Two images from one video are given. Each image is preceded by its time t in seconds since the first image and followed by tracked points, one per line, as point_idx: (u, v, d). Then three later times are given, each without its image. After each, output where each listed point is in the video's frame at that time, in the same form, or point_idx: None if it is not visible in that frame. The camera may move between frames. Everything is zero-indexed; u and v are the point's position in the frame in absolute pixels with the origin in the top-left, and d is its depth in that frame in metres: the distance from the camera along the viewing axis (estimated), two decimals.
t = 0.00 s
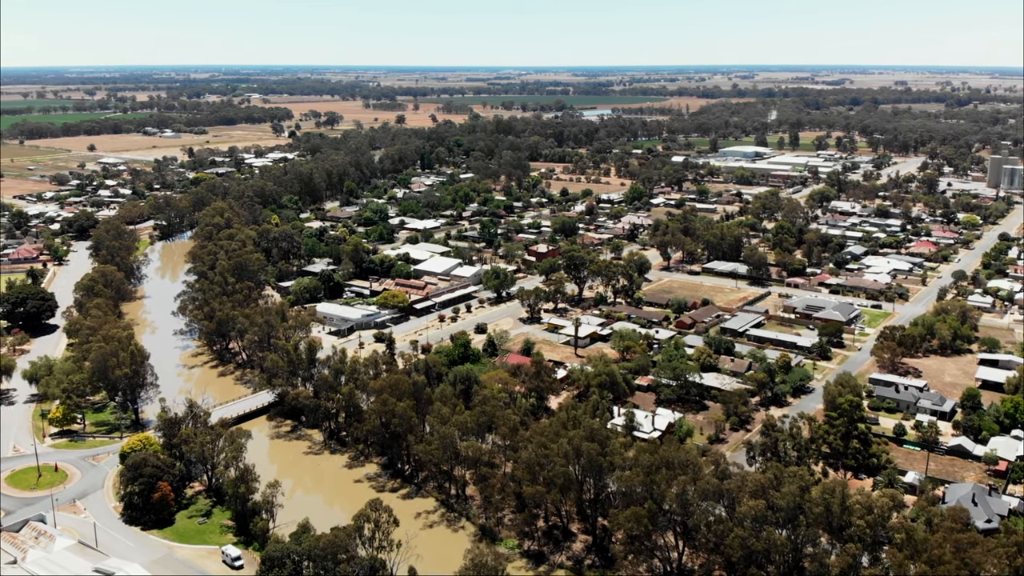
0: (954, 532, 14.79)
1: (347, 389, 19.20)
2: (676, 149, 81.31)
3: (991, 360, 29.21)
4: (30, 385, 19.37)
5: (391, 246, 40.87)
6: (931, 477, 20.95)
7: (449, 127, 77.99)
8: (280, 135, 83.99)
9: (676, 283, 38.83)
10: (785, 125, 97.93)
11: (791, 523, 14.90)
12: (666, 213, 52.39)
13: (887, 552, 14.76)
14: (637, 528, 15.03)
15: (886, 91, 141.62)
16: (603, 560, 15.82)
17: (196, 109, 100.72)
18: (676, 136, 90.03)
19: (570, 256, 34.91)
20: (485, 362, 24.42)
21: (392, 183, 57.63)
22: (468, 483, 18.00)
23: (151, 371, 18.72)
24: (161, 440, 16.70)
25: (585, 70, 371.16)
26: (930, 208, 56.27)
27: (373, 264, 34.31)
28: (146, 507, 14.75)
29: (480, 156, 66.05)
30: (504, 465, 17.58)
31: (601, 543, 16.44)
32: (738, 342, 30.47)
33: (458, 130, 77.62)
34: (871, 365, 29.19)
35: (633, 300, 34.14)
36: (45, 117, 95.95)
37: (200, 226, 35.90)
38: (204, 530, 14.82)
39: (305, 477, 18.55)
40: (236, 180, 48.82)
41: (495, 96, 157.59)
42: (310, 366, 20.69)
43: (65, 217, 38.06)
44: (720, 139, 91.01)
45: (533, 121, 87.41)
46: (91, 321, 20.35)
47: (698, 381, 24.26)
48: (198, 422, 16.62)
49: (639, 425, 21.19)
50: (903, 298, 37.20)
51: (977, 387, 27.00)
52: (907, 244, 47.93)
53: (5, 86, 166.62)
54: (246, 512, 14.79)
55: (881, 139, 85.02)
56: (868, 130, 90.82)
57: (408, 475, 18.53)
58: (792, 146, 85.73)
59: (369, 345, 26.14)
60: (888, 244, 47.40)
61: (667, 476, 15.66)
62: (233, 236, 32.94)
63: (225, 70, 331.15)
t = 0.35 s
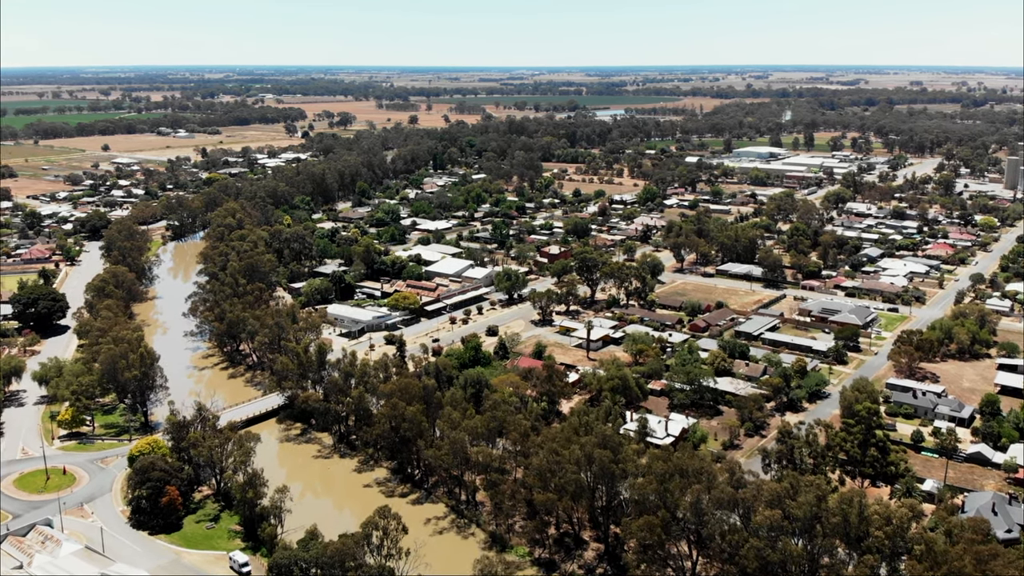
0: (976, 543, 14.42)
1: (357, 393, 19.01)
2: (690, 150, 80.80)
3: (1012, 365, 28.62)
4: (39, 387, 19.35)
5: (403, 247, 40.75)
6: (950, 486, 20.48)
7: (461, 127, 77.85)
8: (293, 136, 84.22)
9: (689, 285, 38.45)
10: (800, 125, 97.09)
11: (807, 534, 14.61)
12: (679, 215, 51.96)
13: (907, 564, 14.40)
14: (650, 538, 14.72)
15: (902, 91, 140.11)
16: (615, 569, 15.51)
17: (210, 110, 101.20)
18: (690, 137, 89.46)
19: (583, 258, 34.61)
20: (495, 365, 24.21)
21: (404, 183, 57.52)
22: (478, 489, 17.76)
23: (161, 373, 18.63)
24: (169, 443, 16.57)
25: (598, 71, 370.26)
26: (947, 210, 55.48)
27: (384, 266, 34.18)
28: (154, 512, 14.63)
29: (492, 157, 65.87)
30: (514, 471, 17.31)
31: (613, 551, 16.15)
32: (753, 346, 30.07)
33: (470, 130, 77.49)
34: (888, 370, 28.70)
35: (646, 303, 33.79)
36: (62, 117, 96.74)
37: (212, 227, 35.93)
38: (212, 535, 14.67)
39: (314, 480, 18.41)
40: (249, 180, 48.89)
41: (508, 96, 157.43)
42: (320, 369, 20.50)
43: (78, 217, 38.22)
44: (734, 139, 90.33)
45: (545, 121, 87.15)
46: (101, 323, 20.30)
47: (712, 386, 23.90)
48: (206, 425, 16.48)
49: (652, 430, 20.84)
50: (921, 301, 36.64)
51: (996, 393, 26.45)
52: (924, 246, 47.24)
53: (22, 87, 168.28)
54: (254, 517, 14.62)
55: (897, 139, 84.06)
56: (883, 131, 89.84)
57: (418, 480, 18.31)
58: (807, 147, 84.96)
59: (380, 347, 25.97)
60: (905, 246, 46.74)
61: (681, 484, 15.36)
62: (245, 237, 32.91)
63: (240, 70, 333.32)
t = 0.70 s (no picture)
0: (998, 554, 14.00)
1: (366, 396, 18.80)
2: (704, 150, 80.23)
3: None
4: (49, 388, 19.31)
5: (414, 248, 40.62)
6: (969, 494, 20.00)
7: (473, 127, 77.68)
8: (306, 136, 84.39)
9: (703, 287, 38.06)
10: (815, 125, 96.23)
11: (824, 545, 14.28)
12: (693, 216, 51.53)
13: None
14: (663, 548, 14.42)
15: (918, 91, 138.66)
16: None
17: (224, 110, 101.63)
18: (704, 137, 88.83)
19: (595, 260, 34.31)
20: (506, 368, 23.96)
21: (416, 184, 57.38)
22: (488, 495, 17.51)
23: (170, 376, 18.55)
24: (178, 446, 16.45)
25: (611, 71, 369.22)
26: (964, 211, 54.66)
27: (395, 267, 34.00)
28: (161, 516, 14.50)
29: (504, 157, 65.66)
30: (525, 477, 17.03)
31: (626, 560, 15.81)
32: (768, 350, 29.64)
33: (483, 131, 77.29)
34: (905, 375, 28.18)
35: (659, 305, 33.44)
36: (77, 117, 97.41)
37: (223, 227, 35.92)
38: (219, 540, 14.52)
39: (324, 484, 18.25)
40: (261, 181, 48.92)
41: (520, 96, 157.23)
42: (330, 371, 20.29)
43: (90, 217, 38.34)
44: (748, 139, 89.63)
45: (558, 121, 86.82)
46: (111, 324, 20.24)
47: (726, 391, 23.53)
48: (214, 429, 16.33)
49: (665, 435, 20.50)
50: (938, 305, 36.05)
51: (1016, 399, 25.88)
52: (941, 248, 46.53)
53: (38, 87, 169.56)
54: (262, 523, 14.45)
55: (913, 140, 83.08)
56: (899, 131, 88.88)
57: (428, 485, 18.09)
58: (821, 147, 84.15)
59: (390, 350, 25.79)
60: (922, 249, 46.06)
61: (695, 493, 15.04)
62: (256, 237, 32.86)
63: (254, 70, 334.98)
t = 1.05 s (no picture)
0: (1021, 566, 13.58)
1: (375, 399, 18.57)
2: (717, 150, 79.64)
3: None
4: (58, 389, 19.27)
5: (425, 248, 40.46)
6: (989, 503, 19.52)
7: (485, 127, 77.44)
8: (318, 136, 84.47)
9: (716, 290, 37.67)
10: (828, 126, 95.40)
11: (841, 556, 13.91)
12: (706, 217, 51.15)
13: None
14: (676, 558, 14.10)
15: (933, 91, 137.31)
16: None
17: (236, 109, 101.94)
18: (717, 137, 88.22)
19: (607, 261, 33.99)
20: (517, 371, 23.71)
21: (427, 184, 57.22)
22: (498, 501, 17.25)
23: (179, 378, 18.45)
24: (186, 450, 16.31)
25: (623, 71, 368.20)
26: (980, 213, 53.90)
27: (406, 268, 33.81)
28: (168, 521, 14.36)
29: (516, 157, 65.42)
30: (536, 483, 16.73)
31: (638, 569, 15.48)
32: (782, 354, 29.24)
33: (495, 131, 77.06)
34: (922, 380, 27.66)
35: (672, 307, 33.08)
36: (92, 117, 98.03)
37: (235, 228, 35.90)
38: (226, 545, 14.36)
39: (332, 488, 18.06)
40: (273, 181, 48.92)
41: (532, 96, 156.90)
42: (339, 374, 20.08)
43: (102, 217, 38.43)
44: (761, 139, 88.94)
45: (570, 121, 86.45)
46: (121, 326, 20.17)
47: (740, 396, 23.18)
48: (222, 432, 16.16)
49: (678, 441, 20.17)
50: (955, 308, 35.46)
51: None
52: (957, 250, 45.86)
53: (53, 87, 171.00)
54: (269, 528, 14.27)
55: (929, 140, 82.15)
56: (914, 132, 87.98)
57: (437, 490, 17.86)
58: (836, 147, 83.31)
59: (400, 352, 25.62)
60: (938, 250, 45.41)
61: (709, 501, 14.72)
62: (266, 238, 32.79)
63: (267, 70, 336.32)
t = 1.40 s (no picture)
0: None
1: (384, 403, 18.37)
2: (730, 151, 79.03)
3: None
4: (66, 391, 19.26)
5: (436, 250, 40.31)
6: (1009, 512, 18.95)
7: (497, 128, 77.19)
8: (331, 136, 84.54)
9: (730, 292, 37.29)
10: (843, 126, 94.55)
11: (858, 568, 13.54)
12: (719, 218, 50.68)
13: None
14: (689, 568, 13.78)
15: (947, 92, 135.88)
16: None
17: (250, 109, 102.28)
18: (730, 138, 87.60)
19: (619, 263, 33.66)
20: (528, 374, 23.49)
21: (439, 184, 57.03)
22: (508, 507, 16.98)
23: (188, 380, 18.38)
24: (194, 452, 16.21)
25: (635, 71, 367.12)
26: (997, 215, 53.12)
27: (416, 269, 33.62)
28: (175, 525, 14.23)
29: (527, 158, 65.15)
30: (546, 490, 16.45)
31: None
32: (797, 358, 28.84)
33: (507, 131, 76.81)
34: (939, 385, 27.12)
35: (685, 310, 32.75)
36: (106, 116, 98.68)
37: (246, 228, 35.90)
38: (233, 550, 14.21)
39: (341, 491, 17.91)
40: (285, 181, 48.92)
41: (545, 96, 156.43)
42: (349, 377, 19.91)
43: (114, 217, 38.51)
44: (775, 140, 88.23)
45: (582, 121, 86.09)
46: (130, 327, 20.12)
47: (754, 401, 22.83)
48: (230, 436, 16.03)
49: (691, 446, 19.84)
50: (972, 311, 34.89)
51: None
52: (974, 253, 45.16)
53: (68, 87, 172.23)
54: (277, 533, 14.11)
55: (944, 141, 81.22)
56: (929, 132, 87.02)
57: (446, 495, 17.65)
58: (850, 148, 82.53)
59: (410, 354, 25.47)
60: (955, 253, 44.76)
61: (723, 510, 14.41)
62: (277, 238, 32.76)
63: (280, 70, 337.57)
